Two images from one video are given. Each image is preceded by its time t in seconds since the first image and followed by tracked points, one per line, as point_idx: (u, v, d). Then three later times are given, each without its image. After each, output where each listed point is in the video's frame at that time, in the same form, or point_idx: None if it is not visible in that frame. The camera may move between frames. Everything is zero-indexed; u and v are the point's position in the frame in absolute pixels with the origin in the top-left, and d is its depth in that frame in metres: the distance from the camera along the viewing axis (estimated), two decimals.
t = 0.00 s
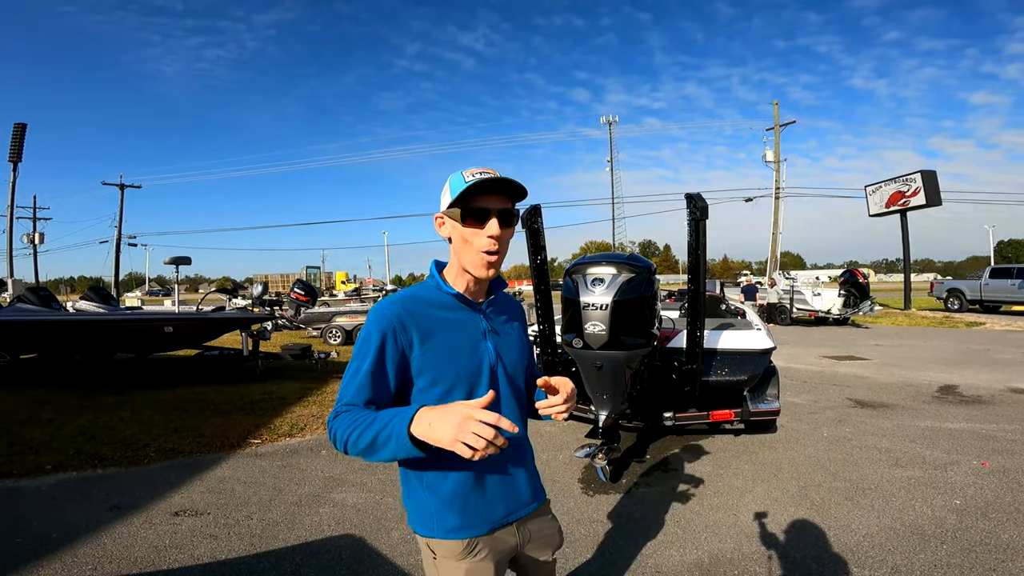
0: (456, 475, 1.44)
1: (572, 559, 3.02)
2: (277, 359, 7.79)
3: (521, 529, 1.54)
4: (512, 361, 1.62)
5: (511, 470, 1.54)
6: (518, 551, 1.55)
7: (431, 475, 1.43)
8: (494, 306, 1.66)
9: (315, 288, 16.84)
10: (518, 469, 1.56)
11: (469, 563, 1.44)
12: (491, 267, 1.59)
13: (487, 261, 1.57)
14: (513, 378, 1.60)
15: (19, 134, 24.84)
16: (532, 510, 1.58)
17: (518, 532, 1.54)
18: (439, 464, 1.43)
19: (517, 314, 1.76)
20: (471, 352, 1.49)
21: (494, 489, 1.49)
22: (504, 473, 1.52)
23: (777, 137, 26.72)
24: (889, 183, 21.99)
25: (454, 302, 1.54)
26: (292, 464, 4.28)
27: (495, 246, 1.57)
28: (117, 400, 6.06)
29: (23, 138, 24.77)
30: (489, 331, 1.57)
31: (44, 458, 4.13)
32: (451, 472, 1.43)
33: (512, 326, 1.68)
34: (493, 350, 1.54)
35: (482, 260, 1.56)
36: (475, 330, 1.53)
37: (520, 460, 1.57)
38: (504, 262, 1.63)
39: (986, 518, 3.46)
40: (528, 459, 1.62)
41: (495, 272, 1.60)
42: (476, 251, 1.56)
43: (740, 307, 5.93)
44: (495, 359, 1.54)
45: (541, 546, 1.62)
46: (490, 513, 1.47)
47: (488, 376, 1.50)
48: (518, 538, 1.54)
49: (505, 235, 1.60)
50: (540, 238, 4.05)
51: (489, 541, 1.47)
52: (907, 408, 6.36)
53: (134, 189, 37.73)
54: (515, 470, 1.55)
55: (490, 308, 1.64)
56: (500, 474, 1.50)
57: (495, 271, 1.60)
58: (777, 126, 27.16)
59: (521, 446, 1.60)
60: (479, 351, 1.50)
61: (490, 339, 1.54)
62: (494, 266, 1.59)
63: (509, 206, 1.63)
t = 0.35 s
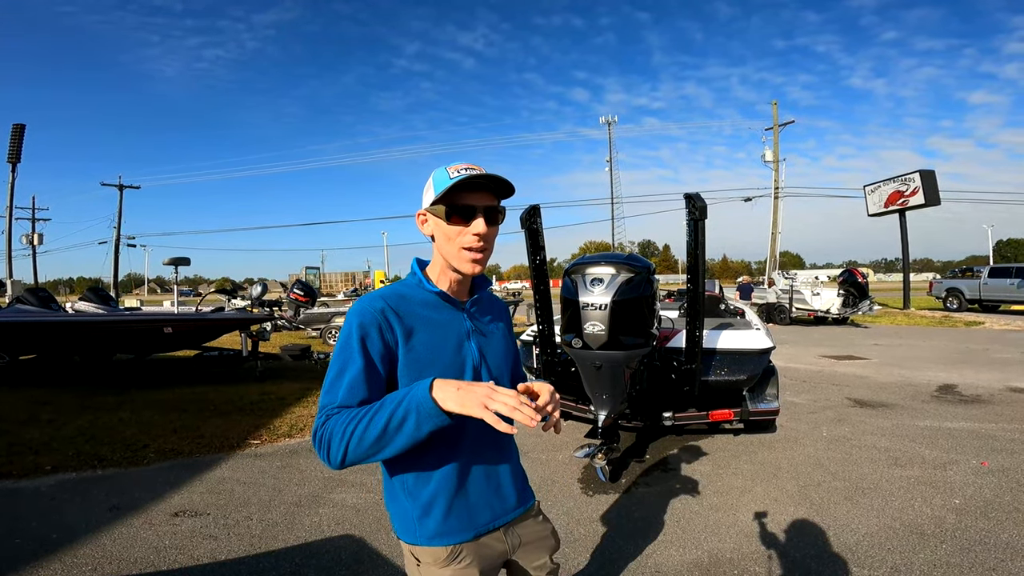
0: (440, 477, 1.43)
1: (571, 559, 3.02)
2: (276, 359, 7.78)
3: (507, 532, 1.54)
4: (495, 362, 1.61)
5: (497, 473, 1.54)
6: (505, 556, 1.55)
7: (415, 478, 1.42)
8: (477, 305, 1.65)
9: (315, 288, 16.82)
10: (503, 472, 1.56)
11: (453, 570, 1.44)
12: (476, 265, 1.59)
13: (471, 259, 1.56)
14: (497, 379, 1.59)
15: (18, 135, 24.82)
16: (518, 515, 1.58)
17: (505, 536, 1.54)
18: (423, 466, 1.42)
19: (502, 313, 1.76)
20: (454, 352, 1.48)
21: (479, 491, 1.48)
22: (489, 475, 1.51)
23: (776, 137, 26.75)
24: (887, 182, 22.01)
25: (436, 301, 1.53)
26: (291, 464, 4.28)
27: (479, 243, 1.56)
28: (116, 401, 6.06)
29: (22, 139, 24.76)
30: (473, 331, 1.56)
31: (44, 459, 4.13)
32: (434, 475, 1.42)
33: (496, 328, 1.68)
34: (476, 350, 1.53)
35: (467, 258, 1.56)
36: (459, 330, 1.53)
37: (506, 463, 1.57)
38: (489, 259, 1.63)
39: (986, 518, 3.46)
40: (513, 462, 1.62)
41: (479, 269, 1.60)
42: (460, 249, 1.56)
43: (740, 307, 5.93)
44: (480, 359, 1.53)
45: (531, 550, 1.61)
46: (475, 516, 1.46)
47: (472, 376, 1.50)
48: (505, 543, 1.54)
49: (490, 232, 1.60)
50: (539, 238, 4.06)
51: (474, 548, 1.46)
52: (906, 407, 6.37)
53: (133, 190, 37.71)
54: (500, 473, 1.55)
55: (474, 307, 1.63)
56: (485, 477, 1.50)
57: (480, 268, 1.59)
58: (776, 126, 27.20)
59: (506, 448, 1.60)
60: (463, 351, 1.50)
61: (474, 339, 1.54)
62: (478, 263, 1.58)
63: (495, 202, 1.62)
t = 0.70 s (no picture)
0: (439, 478, 1.43)
1: (572, 559, 3.02)
2: (277, 360, 7.79)
3: (508, 533, 1.55)
4: (494, 360, 1.62)
5: (497, 473, 1.54)
6: (506, 555, 1.55)
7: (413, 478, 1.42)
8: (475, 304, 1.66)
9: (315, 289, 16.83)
10: (503, 472, 1.56)
11: (453, 571, 1.44)
12: (479, 265, 1.60)
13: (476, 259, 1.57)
14: (496, 378, 1.59)
15: (19, 135, 24.86)
16: (518, 514, 1.58)
17: (505, 536, 1.54)
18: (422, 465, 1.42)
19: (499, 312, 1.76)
20: (453, 351, 1.48)
21: (478, 492, 1.48)
22: (489, 475, 1.52)
23: (777, 137, 26.74)
24: (888, 183, 22.00)
25: (434, 299, 1.53)
26: (292, 464, 4.28)
27: (484, 243, 1.57)
28: (117, 401, 6.06)
29: (23, 140, 24.81)
30: (471, 329, 1.57)
31: (45, 460, 4.13)
32: (433, 475, 1.43)
33: (495, 327, 1.68)
34: (476, 350, 1.53)
35: (471, 258, 1.57)
36: (458, 328, 1.53)
37: (504, 463, 1.57)
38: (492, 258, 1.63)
39: (987, 518, 3.46)
40: (513, 462, 1.62)
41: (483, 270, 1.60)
42: (465, 249, 1.56)
43: (740, 307, 5.93)
44: (478, 358, 1.53)
45: (531, 549, 1.62)
46: (476, 515, 1.47)
47: (471, 376, 1.50)
48: (504, 542, 1.54)
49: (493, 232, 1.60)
50: (540, 239, 4.06)
51: (474, 549, 1.47)
52: (907, 407, 6.37)
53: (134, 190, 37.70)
54: (500, 473, 1.55)
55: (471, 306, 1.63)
56: (484, 477, 1.50)
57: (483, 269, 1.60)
58: (777, 126, 27.19)
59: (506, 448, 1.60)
60: (462, 350, 1.50)
61: (472, 338, 1.54)
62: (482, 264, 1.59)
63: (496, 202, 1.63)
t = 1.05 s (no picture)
0: (436, 482, 1.43)
1: (572, 560, 3.03)
2: (277, 361, 7.79)
3: (505, 534, 1.56)
4: (489, 362, 1.62)
5: (492, 476, 1.55)
6: (504, 556, 1.56)
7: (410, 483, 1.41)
8: (466, 309, 1.66)
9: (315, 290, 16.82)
10: (498, 475, 1.56)
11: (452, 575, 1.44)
12: (450, 280, 1.59)
13: (443, 273, 1.57)
14: (491, 380, 1.60)
15: (19, 137, 24.86)
16: (514, 516, 1.58)
17: (502, 537, 1.55)
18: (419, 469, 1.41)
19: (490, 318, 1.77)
20: (448, 353, 1.49)
21: (474, 495, 1.49)
22: (484, 478, 1.52)
23: (776, 137, 26.78)
24: (887, 182, 22.02)
25: (428, 301, 1.53)
26: (292, 465, 4.29)
27: (450, 258, 1.56)
28: (117, 402, 6.06)
29: (22, 141, 24.80)
30: (465, 331, 1.57)
31: (45, 461, 4.13)
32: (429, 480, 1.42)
33: (486, 329, 1.69)
34: (470, 352, 1.54)
35: (440, 271, 1.57)
36: (452, 330, 1.53)
37: (498, 466, 1.58)
38: (467, 272, 1.62)
39: (987, 518, 3.47)
40: (507, 465, 1.63)
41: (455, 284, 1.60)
42: (434, 261, 1.58)
43: (740, 307, 5.94)
44: (473, 361, 1.54)
45: (529, 547, 1.63)
46: (474, 516, 1.48)
47: (466, 378, 1.51)
48: (502, 544, 1.55)
49: (464, 246, 1.59)
50: (539, 240, 4.07)
51: (473, 551, 1.47)
52: (907, 407, 6.37)
53: (134, 191, 37.69)
54: (495, 476, 1.56)
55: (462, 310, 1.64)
56: (479, 480, 1.51)
57: (455, 283, 1.60)
58: (777, 127, 27.22)
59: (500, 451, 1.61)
60: (456, 353, 1.50)
61: (466, 341, 1.54)
62: (452, 278, 1.58)
63: (476, 214, 1.60)
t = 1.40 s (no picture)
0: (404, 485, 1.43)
1: (571, 558, 3.02)
2: (277, 360, 7.79)
3: (478, 535, 1.55)
4: (471, 364, 1.62)
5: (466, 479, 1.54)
6: (483, 560, 1.56)
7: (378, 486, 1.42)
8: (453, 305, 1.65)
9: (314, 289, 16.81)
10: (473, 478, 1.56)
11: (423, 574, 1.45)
12: (446, 271, 1.57)
13: (442, 264, 1.56)
14: (469, 382, 1.60)
15: (17, 136, 24.82)
16: (489, 518, 1.57)
17: (477, 537, 1.55)
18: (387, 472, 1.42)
19: (478, 316, 1.77)
20: (423, 356, 1.49)
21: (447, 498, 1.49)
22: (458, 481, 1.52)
23: (775, 136, 26.79)
24: (886, 181, 22.03)
25: (408, 300, 1.54)
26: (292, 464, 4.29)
27: (449, 248, 1.55)
28: (116, 402, 6.06)
29: (21, 140, 24.75)
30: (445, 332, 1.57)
31: (45, 460, 4.13)
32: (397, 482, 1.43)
33: (472, 329, 1.69)
34: (449, 354, 1.54)
35: (438, 262, 1.55)
36: (430, 331, 1.53)
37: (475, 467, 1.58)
38: (463, 263, 1.61)
39: (986, 516, 3.48)
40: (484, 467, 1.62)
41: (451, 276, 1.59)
42: (432, 252, 1.55)
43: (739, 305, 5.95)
44: (450, 364, 1.54)
45: (514, 548, 1.61)
46: (445, 519, 1.48)
47: (441, 381, 1.50)
48: (478, 543, 1.55)
49: (462, 237, 1.58)
50: (538, 238, 4.07)
51: (445, 550, 1.47)
52: (906, 405, 6.38)
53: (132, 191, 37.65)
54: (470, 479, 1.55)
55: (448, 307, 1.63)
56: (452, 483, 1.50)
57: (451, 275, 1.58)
58: (775, 125, 27.24)
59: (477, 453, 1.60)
60: (432, 355, 1.50)
61: (444, 343, 1.54)
62: (449, 269, 1.57)
63: (472, 204, 1.60)
